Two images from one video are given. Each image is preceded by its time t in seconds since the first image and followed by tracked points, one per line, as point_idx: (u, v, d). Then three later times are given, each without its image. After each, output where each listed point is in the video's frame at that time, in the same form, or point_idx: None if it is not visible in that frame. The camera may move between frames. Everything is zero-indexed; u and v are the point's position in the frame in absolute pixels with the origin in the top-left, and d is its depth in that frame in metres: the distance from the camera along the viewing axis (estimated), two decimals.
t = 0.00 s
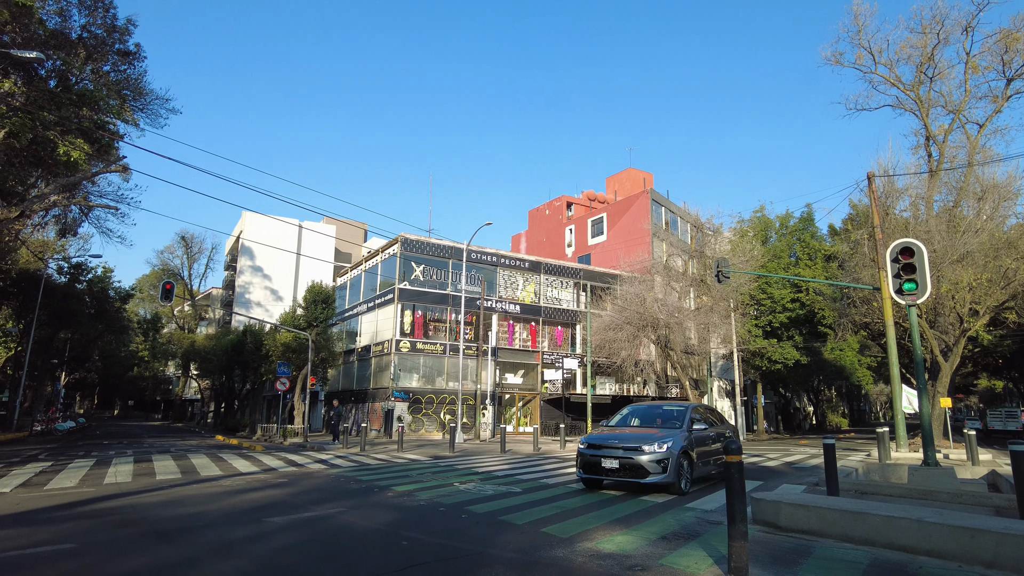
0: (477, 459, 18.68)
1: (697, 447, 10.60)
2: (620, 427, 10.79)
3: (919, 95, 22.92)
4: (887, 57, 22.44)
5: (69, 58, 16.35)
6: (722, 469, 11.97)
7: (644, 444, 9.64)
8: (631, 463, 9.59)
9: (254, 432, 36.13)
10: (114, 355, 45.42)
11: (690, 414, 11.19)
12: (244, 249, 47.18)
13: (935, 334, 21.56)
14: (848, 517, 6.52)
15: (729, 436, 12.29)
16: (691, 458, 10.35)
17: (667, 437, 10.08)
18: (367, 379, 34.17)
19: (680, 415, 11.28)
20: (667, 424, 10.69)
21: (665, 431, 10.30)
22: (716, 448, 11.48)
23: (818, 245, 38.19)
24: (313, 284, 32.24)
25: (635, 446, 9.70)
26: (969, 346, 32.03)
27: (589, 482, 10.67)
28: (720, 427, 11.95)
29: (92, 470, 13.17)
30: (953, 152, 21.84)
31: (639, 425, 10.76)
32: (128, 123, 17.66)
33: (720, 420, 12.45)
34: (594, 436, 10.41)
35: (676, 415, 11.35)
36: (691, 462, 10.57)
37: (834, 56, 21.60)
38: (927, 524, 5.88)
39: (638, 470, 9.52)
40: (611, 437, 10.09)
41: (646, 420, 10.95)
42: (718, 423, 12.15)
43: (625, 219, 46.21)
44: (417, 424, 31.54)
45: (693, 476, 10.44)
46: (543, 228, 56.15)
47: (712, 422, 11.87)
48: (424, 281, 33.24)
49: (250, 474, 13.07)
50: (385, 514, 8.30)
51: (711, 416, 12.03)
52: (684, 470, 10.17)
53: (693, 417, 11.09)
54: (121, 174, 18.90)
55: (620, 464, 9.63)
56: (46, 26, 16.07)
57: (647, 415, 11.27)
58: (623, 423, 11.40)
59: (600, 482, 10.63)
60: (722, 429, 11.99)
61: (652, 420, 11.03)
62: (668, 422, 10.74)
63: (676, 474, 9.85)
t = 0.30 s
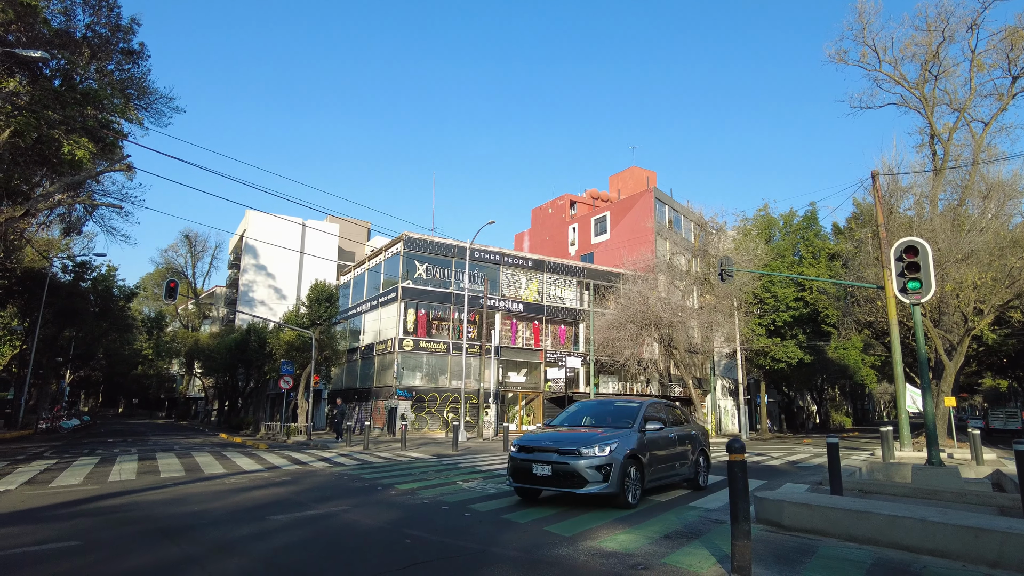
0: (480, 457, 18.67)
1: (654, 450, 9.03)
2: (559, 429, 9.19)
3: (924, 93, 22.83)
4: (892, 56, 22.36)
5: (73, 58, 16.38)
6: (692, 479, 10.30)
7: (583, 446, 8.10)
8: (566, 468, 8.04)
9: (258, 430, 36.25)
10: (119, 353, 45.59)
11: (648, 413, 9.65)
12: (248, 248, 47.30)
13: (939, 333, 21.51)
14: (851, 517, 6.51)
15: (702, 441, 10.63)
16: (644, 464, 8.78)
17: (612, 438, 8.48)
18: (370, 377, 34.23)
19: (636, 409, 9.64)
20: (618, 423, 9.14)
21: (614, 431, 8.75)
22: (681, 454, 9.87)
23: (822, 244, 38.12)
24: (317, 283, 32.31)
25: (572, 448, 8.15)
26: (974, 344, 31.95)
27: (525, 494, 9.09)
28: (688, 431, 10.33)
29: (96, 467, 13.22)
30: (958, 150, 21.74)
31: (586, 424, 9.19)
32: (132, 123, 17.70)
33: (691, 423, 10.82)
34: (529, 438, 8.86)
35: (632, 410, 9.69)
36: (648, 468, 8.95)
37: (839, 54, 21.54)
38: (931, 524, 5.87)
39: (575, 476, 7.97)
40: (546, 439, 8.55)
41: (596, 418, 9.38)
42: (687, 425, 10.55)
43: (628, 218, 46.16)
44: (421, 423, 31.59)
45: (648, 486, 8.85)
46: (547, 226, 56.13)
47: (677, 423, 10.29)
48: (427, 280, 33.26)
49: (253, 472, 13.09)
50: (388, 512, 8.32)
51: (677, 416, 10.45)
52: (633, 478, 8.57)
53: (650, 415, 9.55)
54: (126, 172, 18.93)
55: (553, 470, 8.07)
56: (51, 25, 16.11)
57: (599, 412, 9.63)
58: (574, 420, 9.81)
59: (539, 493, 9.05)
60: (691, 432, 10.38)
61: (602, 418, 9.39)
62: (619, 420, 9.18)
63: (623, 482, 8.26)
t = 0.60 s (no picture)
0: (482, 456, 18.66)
1: (586, 457, 7.48)
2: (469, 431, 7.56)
3: (928, 92, 22.77)
4: (896, 54, 22.31)
5: (77, 57, 16.38)
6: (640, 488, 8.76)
7: (486, 453, 6.53)
8: (462, 481, 6.45)
9: (261, 428, 36.33)
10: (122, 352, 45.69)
11: (583, 410, 8.07)
12: (251, 247, 47.38)
13: (943, 332, 21.47)
14: (855, 516, 6.49)
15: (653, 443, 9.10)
16: (568, 471, 7.18)
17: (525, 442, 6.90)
18: (373, 376, 34.27)
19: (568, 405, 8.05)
20: (541, 423, 7.56)
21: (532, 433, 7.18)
22: (625, 459, 8.34)
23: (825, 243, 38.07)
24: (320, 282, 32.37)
25: (472, 456, 6.55)
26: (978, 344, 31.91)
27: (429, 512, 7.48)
28: (635, 432, 8.79)
29: (99, 465, 13.23)
30: (962, 149, 21.67)
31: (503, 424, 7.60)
32: (136, 122, 17.73)
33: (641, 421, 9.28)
34: (428, 443, 7.26)
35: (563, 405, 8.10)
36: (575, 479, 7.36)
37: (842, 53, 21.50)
38: (935, 524, 5.85)
39: (472, 491, 6.36)
40: (445, 444, 6.94)
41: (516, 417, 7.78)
42: (635, 425, 9.01)
43: (631, 217, 46.10)
44: (423, 421, 31.62)
45: (575, 500, 7.31)
46: (550, 225, 56.11)
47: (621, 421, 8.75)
48: (429, 279, 33.25)
49: (256, 470, 13.10)
50: (390, 511, 8.32)
51: (621, 413, 8.91)
52: (554, 489, 6.99)
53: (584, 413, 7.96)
54: (129, 172, 18.97)
55: (447, 484, 6.48)
56: (55, 24, 16.15)
57: (524, 410, 8.04)
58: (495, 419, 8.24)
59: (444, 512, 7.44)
60: (638, 433, 8.84)
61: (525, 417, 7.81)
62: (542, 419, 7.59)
63: (535, 497, 6.66)
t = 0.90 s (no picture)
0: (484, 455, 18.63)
1: (469, 469, 5.81)
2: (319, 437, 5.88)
3: (932, 90, 22.70)
4: (900, 52, 22.26)
5: (79, 56, 16.40)
6: (559, 504, 7.04)
7: (313, 466, 4.95)
8: (279, 504, 4.86)
9: (264, 427, 36.36)
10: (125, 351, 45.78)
11: (476, 409, 6.41)
12: (253, 246, 47.42)
13: (946, 331, 21.44)
14: (857, 515, 6.49)
15: (577, 450, 7.38)
16: (438, 488, 5.49)
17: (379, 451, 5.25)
18: (375, 375, 34.29)
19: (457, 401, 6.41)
20: (414, 426, 5.93)
21: (393, 439, 5.54)
22: (534, 469, 6.65)
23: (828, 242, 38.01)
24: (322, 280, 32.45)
25: (300, 469, 4.95)
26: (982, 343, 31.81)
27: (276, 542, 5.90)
28: (553, 436, 7.10)
29: (102, 464, 13.26)
30: (966, 147, 21.61)
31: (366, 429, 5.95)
32: (139, 121, 17.77)
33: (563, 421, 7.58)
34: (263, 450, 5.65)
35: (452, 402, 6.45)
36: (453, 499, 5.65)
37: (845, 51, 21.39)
38: (938, 523, 5.84)
39: (290, 517, 4.74)
40: (274, 452, 5.33)
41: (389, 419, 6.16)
42: (554, 427, 7.31)
43: (633, 216, 46.04)
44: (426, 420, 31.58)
45: (450, 524, 5.61)
46: (552, 224, 56.11)
47: (535, 422, 7.06)
48: (432, 278, 33.24)
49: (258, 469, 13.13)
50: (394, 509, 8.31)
51: (536, 411, 7.22)
52: (415, 513, 5.29)
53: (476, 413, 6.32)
54: (132, 171, 19.01)
55: (261, 504, 4.86)
56: (58, 24, 16.20)
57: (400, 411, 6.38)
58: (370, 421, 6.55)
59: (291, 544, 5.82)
60: (556, 437, 7.15)
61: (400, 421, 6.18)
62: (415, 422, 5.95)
63: (383, 524, 5.00)
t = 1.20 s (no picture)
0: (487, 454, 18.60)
1: (248, 491, 3.91)
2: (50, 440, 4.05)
3: (936, 89, 22.67)
4: (903, 51, 22.21)
5: (83, 55, 16.42)
6: (419, 533, 5.12)
7: None
8: None
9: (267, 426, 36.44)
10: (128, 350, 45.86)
11: (294, 399, 4.54)
12: (256, 245, 47.46)
13: (949, 330, 21.43)
14: (860, 514, 6.48)
15: (449, 463, 5.42)
16: (186, 519, 3.61)
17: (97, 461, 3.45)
18: (378, 374, 34.32)
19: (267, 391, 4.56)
20: (184, 425, 4.07)
21: (122, 447, 3.66)
22: (377, 489, 4.74)
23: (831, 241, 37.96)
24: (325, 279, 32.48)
25: None
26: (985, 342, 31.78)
27: None
28: (412, 443, 5.16)
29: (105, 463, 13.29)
30: (969, 146, 21.55)
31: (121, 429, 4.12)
32: (142, 120, 17.80)
33: (438, 423, 5.62)
34: None
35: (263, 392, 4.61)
36: (227, 532, 3.80)
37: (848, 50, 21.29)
38: (941, 523, 5.83)
39: None
40: None
41: (164, 414, 4.32)
42: (421, 432, 5.34)
43: (636, 215, 46.01)
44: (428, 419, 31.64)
45: (212, 569, 3.72)
46: (554, 223, 56.13)
47: (387, 425, 5.10)
48: (434, 277, 33.23)
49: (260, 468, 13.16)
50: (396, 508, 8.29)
51: (396, 409, 5.29)
52: (142, 556, 3.43)
53: (291, 407, 4.45)
54: (135, 170, 19.04)
55: None
56: (61, 23, 16.24)
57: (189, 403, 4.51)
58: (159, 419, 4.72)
59: None
60: (418, 445, 5.20)
61: (179, 416, 4.32)
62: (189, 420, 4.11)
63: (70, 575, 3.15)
